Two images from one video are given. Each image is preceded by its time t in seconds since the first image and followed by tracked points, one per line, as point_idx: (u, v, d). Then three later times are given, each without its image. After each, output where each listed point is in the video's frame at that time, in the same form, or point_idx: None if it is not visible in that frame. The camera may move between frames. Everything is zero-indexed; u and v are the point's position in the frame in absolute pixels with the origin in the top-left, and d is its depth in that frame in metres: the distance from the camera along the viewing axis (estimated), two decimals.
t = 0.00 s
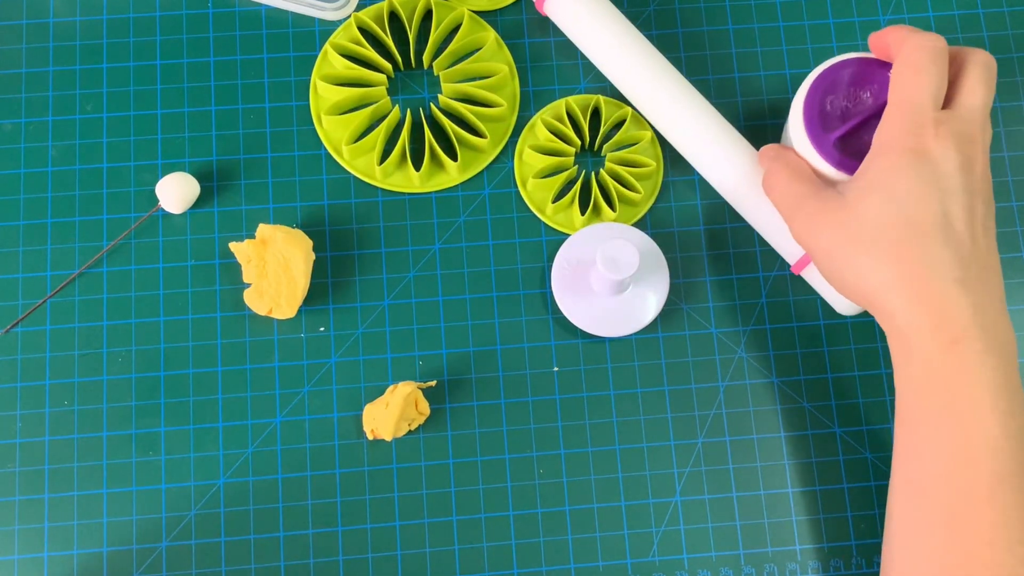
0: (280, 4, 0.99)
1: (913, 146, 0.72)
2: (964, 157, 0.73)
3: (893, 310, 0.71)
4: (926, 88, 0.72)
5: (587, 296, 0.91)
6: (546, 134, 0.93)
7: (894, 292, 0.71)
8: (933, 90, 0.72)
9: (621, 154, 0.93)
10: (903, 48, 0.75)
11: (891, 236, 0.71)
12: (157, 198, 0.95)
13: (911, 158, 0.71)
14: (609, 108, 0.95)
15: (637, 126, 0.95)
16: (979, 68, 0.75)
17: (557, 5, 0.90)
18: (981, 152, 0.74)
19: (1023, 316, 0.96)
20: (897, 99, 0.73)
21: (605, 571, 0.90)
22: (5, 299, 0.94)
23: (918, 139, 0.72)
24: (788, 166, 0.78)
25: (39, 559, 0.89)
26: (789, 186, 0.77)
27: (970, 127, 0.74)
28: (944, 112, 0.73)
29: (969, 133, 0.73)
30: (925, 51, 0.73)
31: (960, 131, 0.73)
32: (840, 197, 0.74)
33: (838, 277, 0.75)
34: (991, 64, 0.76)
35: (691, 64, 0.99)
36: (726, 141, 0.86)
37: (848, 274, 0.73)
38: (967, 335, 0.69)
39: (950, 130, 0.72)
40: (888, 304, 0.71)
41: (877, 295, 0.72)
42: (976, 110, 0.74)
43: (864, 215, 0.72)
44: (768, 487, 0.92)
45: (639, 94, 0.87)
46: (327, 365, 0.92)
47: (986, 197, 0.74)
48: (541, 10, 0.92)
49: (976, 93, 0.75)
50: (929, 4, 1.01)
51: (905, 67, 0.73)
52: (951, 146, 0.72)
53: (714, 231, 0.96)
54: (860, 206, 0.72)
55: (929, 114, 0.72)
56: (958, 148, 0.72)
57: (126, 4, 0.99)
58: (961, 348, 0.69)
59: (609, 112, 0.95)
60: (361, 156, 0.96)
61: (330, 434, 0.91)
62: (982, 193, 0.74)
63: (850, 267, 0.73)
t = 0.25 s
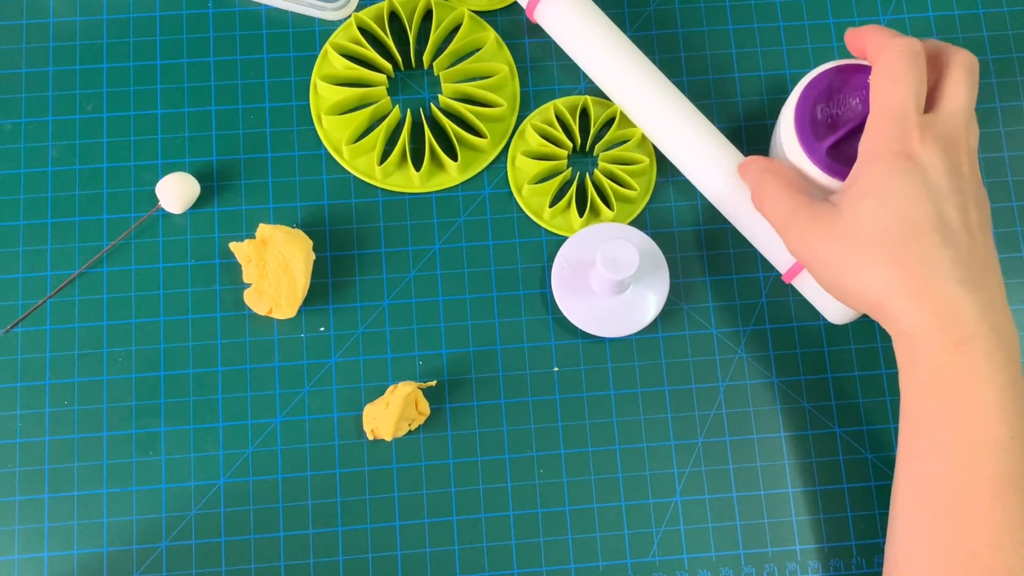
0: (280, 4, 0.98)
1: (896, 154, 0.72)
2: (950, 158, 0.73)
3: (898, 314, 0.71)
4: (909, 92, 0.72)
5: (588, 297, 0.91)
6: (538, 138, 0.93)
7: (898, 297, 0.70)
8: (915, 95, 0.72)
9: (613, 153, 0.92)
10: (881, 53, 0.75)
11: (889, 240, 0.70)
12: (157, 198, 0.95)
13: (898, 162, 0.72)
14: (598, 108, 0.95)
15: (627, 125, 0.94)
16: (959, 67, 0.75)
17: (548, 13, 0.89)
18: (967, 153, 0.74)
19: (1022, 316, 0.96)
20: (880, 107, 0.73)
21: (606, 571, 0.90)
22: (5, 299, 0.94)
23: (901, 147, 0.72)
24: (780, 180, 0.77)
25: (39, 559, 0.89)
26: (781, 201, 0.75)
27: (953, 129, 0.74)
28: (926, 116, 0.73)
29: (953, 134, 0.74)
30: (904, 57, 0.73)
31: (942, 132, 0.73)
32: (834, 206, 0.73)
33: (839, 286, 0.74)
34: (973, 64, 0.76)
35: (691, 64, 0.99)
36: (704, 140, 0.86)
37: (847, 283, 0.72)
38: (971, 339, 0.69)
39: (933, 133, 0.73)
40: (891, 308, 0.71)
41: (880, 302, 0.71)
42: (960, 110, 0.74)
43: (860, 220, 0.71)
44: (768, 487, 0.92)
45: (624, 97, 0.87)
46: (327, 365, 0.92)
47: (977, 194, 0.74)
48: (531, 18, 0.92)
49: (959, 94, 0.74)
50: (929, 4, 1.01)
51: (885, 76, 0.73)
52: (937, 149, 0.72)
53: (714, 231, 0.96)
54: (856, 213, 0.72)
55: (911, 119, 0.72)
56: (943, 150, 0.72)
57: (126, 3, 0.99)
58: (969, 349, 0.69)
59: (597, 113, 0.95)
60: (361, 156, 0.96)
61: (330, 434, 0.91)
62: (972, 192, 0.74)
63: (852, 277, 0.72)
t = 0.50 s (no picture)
0: (279, 4, 0.98)
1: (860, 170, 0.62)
2: (909, 159, 0.63)
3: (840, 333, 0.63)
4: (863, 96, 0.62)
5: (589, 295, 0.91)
6: (537, 138, 0.94)
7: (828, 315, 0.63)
8: (865, 112, 0.63)
9: (613, 153, 0.93)
10: (830, 49, 0.64)
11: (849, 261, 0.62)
12: (157, 198, 0.95)
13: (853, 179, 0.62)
14: (598, 108, 0.95)
15: (628, 125, 0.94)
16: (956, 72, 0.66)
17: (550, 12, 0.89)
18: (955, 148, 0.66)
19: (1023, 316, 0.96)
20: (829, 118, 0.63)
21: (606, 571, 0.90)
22: (5, 299, 0.94)
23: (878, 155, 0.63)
24: (751, 169, 0.67)
25: (39, 559, 0.89)
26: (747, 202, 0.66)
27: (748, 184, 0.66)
28: (901, 126, 0.63)
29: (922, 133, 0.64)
30: (855, 60, 0.63)
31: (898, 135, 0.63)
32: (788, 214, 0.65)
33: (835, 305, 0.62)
34: (947, 52, 0.64)
35: (692, 64, 0.99)
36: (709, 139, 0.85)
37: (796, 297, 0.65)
38: (918, 362, 0.61)
39: (875, 139, 0.63)
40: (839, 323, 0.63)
41: (840, 338, 0.63)
42: (921, 110, 0.63)
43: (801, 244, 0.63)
44: (768, 487, 0.92)
45: (625, 99, 0.87)
46: (327, 365, 0.92)
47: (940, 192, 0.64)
48: (533, 16, 0.92)
49: (907, 102, 0.64)
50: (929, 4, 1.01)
51: (834, 87, 0.63)
52: (880, 161, 0.63)
53: (714, 231, 0.96)
54: (817, 226, 0.63)
55: (852, 124, 0.63)
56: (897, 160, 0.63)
57: (126, 3, 0.99)
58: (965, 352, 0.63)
59: (597, 113, 0.95)
60: (361, 156, 0.96)
61: (330, 434, 0.91)
62: (942, 192, 0.65)
63: (792, 287, 0.64)
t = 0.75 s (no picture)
0: (279, 4, 0.98)
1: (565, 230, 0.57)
2: (723, 250, 0.53)
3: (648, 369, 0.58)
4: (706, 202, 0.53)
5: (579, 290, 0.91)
6: (537, 138, 0.94)
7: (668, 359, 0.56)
8: (660, 199, 0.52)
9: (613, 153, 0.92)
10: (610, 149, 0.53)
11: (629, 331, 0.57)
12: (157, 198, 0.95)
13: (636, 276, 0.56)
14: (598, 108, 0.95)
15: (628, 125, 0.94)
16: (750, 133, 0.53)
17: (551, 13, 0.89)
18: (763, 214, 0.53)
19: (1022, 316, 0.96)
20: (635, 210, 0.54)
21: (606, 571, 0.90)
22: (5, 299, 0.94)
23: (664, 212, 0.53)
24: (608, 260, 0.56)
25: (39, 559, 0.89)
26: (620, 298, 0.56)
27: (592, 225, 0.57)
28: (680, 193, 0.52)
29: (745, 226, 0.53)
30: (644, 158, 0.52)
31: (724, 221, 0.53)
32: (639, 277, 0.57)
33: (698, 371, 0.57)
34: (734, 116, 0.51)
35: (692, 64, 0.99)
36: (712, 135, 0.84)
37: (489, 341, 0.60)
38: (810, 415, 0.56)
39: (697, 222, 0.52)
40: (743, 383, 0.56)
41: (744, 413, 0.57)
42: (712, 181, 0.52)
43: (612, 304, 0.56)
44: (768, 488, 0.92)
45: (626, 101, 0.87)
46: (327, 366, 0.92)
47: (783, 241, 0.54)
48: (533, 16, 0.92)
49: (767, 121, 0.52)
50: (929, 4, 1.01)
51: (612, 151, 0.53)
52: (703, 243, 0.53)
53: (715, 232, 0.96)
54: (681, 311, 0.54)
55: (674, 218, 0.53)
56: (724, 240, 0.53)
57: (126, 3, 0.99)
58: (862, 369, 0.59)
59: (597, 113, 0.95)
60: (361, 156, 0.96)
61: (330, 434, 0.91)
62: (774, 244, 0.54)
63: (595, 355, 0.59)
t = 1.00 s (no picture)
0: (280, 4, 0.98)
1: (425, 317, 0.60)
2: (566, 352, 0.59)
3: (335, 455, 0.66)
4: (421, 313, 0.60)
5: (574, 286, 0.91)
6: (537, 138, 0.94)
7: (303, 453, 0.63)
8: (484, 326, 0.57)
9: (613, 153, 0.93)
10: (420, 317, 0.58)
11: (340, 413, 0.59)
12: (157, 198, 0.95)
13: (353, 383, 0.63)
14: (598, 108, 0.96)
15: (628, 125, 0.95)
16: (514, 257, 0.59)
17: (551, 12, 0.89)
18: (584, 320, 0.60)
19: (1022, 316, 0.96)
20: (466, 350, 0.58)
21: (606, 571, 0.90)
22: (5, 299, 0.94)
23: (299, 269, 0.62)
24: (476, 405, 0.59)
25: (39, 559, 0.89)
26: (498, 433, 0.59)
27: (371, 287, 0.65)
28: (507, 323, 0.58)
29: (571, 333, 0.59)
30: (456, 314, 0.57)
31: (552, 331, 0.59)
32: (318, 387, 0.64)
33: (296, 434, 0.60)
34: (496, 247, 0.58)
35: (692, 64, 0.99)
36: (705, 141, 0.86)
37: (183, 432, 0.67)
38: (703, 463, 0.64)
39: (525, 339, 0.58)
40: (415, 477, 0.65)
41: (653, 481, 0.64)
42: (529, 307, 0.58)
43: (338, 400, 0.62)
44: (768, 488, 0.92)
45: (628, 100, 0.87)
46: (327, 365, 0.92)
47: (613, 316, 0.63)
48: (533, 16, 0.92)
49: (488, 283, 0.58)
50: (929, 4, 1.01)
51: (421, 316, 0.58)
52: (541, 354, 0.59)
53: (715, 231, 0.96)
54: (570, 407, 0.59)
55: (506, 345, 0.58)
56: (558, 351, 0.59)
57: (126, 3, 0.99)
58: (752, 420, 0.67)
59: (597, 113, 0.96)
60: (360, 156, 0.96)
61: (330, 434, 0.91)
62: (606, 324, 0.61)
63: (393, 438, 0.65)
